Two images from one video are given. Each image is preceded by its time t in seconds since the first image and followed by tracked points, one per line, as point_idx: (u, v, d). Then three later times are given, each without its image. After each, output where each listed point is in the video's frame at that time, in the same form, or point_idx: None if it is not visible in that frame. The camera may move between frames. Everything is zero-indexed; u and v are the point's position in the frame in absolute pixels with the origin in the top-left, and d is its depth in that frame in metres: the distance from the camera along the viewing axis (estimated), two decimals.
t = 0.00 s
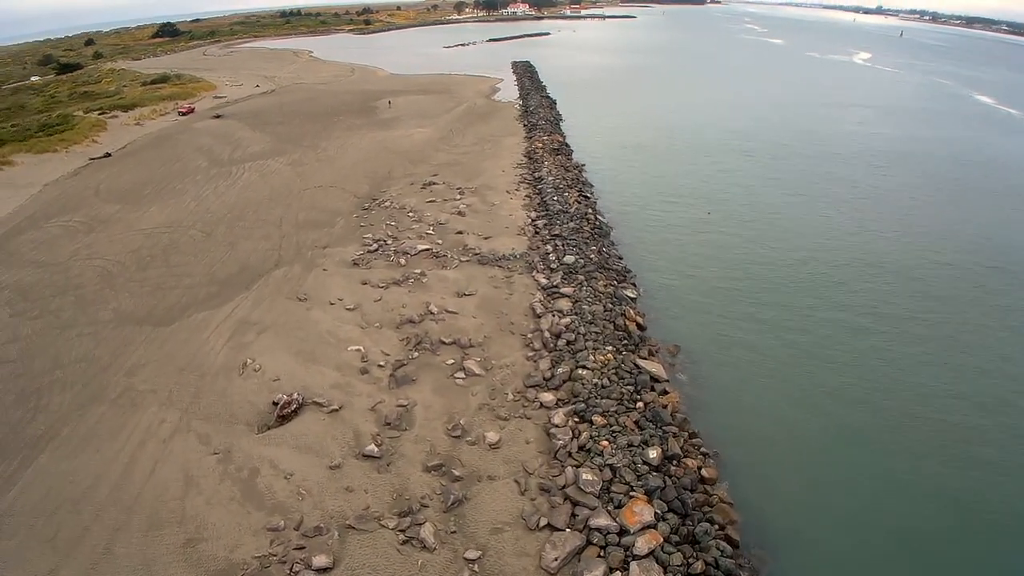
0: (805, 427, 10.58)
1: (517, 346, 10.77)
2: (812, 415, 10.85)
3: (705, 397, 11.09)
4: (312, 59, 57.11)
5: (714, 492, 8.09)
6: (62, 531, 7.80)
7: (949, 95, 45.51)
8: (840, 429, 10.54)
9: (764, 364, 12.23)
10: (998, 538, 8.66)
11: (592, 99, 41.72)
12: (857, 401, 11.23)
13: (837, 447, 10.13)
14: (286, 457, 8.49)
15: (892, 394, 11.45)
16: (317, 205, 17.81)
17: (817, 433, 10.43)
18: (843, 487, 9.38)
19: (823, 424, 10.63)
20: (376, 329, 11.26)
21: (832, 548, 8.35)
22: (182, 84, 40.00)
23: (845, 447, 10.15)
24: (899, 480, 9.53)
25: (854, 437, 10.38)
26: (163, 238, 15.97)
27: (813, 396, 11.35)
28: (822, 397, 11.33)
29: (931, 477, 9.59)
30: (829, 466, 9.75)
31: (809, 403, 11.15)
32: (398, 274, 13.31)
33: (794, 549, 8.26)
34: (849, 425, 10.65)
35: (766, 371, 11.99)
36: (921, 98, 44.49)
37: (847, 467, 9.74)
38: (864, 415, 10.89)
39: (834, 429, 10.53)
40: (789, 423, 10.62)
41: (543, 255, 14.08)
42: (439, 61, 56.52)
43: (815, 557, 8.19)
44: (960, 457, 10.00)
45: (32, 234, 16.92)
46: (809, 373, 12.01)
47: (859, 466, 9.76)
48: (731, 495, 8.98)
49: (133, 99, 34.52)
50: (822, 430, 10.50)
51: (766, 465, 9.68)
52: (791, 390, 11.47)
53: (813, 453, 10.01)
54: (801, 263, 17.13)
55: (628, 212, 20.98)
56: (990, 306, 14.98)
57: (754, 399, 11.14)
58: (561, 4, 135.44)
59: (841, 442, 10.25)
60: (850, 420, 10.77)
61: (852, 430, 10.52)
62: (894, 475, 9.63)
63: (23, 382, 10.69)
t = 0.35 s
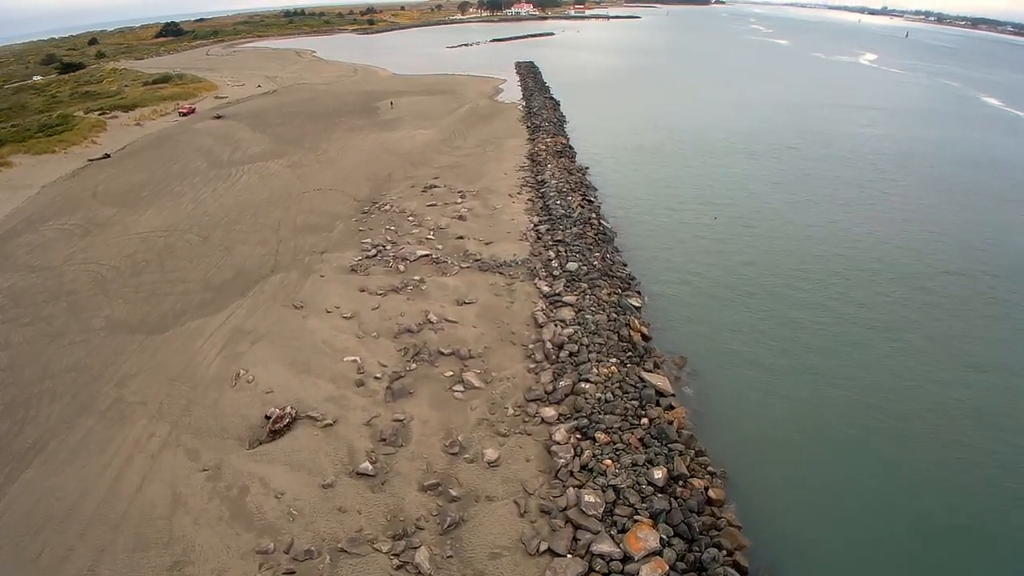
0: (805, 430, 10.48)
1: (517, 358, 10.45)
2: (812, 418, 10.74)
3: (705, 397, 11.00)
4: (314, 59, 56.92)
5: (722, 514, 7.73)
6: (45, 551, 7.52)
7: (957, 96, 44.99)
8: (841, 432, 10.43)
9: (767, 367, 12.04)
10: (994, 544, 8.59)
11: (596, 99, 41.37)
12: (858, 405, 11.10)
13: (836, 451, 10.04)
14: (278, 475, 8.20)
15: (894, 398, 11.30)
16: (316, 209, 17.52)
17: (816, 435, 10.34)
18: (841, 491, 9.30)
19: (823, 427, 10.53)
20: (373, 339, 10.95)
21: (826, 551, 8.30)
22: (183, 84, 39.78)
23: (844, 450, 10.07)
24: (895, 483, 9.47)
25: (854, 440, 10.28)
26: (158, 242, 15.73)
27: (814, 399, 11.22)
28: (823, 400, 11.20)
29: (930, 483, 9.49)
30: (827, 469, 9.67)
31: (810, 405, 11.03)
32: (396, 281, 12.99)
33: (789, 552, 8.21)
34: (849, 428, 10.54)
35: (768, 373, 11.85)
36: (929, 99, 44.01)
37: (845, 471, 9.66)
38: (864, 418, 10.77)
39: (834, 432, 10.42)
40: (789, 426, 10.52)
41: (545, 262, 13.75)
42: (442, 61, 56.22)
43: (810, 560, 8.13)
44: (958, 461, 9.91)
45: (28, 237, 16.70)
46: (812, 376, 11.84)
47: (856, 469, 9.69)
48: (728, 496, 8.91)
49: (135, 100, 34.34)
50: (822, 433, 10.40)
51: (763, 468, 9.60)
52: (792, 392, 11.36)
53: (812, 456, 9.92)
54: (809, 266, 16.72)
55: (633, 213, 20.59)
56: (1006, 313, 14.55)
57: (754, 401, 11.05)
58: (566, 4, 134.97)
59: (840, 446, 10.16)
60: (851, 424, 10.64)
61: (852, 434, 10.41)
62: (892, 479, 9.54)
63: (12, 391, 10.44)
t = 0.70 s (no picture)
0: (805, 431, 10.25)
1: (514, 369, 10.15)
2: (813, 419, 10.51)
3: (705, 397, 10.74)
4: (311, 60, 56.60)
5: (726, 536, 7.42)
6: None
7: (958, 96, 44.73)
8: (841, 433, 10.20)
9: (768, 368, 11.79)
10: (994, 544, 8.42)
11: (595, 100, 41.06)
12: (859, 406, 10.87)
13: (837, 452, 9.81)
14: (264, 495, 7.89)
15: (896, 400, 11.06)
16: (310, 214, 17.20)
17: (817, 437, 10.11)
18: (840, 492, 9.09)
19: (823, 429, 10.30)
20: (365, 350, 10.64)
21: (827, 556, 8.09)
22: (178, 86, 39.40)
23: (845, 451, 9.85)
24: (894, 484, 9.29)
25: (855, 441, 10.05)
26: (148, 247, 15.40)
27: (815, 400, 10.99)
28: (824, 401, 10.96)
29: (931, 484, 9.29)
30: (828, 471, 9.45)
31: (811, 407, 10.80)
32: (390, 289, 12.68)
33: (788, 557, 7.99)
34: (850, 429, 10.32)
35: (768, 374, 11.61)
36: (929, 99, 43.79)
37: (846, 473, 9.44)
38: (865, 419, 10.55)
39: (834, 433, 10.20)
40: (790, 427, 10.29)
41: (542, 268, 13.44)
42: (440, 62, 55.91)
43: (810, 565, 7.91)
44: (955, 460, 9.78)
45: (16, 242, 16.37)
46: (812, 377, 11.61)
47: (857, 471, 9.47)
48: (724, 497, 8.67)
49: (130, 101, 33.97)
50: (823, 435, 10.17)
51: (763, 469, 9.37)
52: (792, 393, 11.12)
53: (812, 457, 9.69)
54: (813, 268, 16.38)
55: (632, 215, 20.25)
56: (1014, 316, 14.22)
57: (754, 402, 10.83)
58: (565, 4, 134.64)
59: (841, 447, 9.93)
60: (851, 425, 10.41)
61: (854, 436, 10.18)
62: (893, 481, 9.33)
63: None
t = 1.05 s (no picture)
0: (815, 433, 10.10)
1: (522, 382, 9.82)
2: (823, 422, 10.35)
3: (713, 398, 10.66)
4: (323, 60, 56.57)
5: (744, 565, 7.07)
6: None
7: (980, 99, 43.80)
8: (851, 437, 10.06)
9: (780, 372, 11.60)
10: (995, 545, 8.35)
11: (608, 102, 40.63)
12: (872, 411, 10.66)
13: (846, 456, 9.65)
14: (263, 513, 7.63)
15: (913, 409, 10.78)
16: (317, 216, 16.97)
17: (826, 441, 9.96)
18: (846, 494, 8.96)
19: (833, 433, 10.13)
20: (370, 360, 10.36)
21: (828, 556, 8.01)
22: (189, 85, 39.44)
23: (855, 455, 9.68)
24: (895, 483, 9.20)
25: (865, 445, 9.89)
26: (155, 250, 15.25)
27: (827, 405, 10.80)
28: (837, 407, 10.76)
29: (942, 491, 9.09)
30: (835, 473, 9.31)
31: (822, 410, 10.64)
32: (397, 295, 12.39)
33: (789, 558, 7.91)
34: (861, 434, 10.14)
35: (780, 377, 11.43)
36: (950, 102, 42.88)
37: (854, 476, 9.29)
38: (876, 424, 10.38)
39: (844, 437, 10.04)
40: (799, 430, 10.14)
41: (553, 275, 13.11)
42: (452, 62, 55.67)
43: (809, 565, 7.83)
44: (955, 459, 9.70)
45: (24, 244, 16.31)
46: (824, 381, 11.42)
47: (866, 475, 9.32)
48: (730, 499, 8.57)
49: (141, 101, 33.99)
50: (833, 438, 10.02)
51: (770, 470, 9.26)
52: (804, 397, 10.96)
53: (820, 459, 9.57)
54: (831, 275, 15.90)
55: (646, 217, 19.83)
56: None
57: (762, 406, 10.64)
58: (578, 5, 133.87)
59: (850, 451, 9.77)
60: (863, 430, 10.22)
61: (865, 440, 10.01)
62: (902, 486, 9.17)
63: None
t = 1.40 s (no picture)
0: (820, 434, 10.03)
1: (530, 396, 9.47)
2: (829, 425, 10.27)
3: (726, 407, 10.39)
4: (336, 59, 56.57)
5: None
6: None
7: (1005, 102, 42.80)
8: (857, 440, 9.97)
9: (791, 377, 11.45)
10: (995, 545, 8.30)
11: (623, 103, 40.15)
12: (881, 417, 10.50)
13: (850, 458, 9.58)
14: (258, 532, 7.36)
15: (923, 416, 10.57)
16: (325, 219, 16.74)
17: (831, 441, 9.91)
18: (847, 494, 8.92)
19: (839, 434, 10.07)
20: (373, 370, 10.05)
21: (828, 555, 7.94)
22: (201, 84, 39.49)
23: (859, 457, 9.61)
24: (896, 484, 9.14)
25: (870, 448, 9.80)
26: (159, 254, 15.13)
27: (837, 410, 10.64)
28: (845, 410, 10.64)
29: (945, 495, 8.97)
30: (836, 473, 9.26)
31: (829, 413, 10.54)
32: (403, 302, 12.09)
33: (789, 556, 7.85)
34: (866, 436, 10.05)
35: (790, 382, 11.28)
36: (974, 106, 41.93)
37: (856, 476, 9.23)
38: (883, 427, 10.26)
39: (849, 439, 9.98)
40: (805, 431, 10.09)
41: (564, 283, 12.76)
42: (464, 62, 55.40)
43: (809, 564, 7.77)
44: (956, 460, 9.64)
45: (30, 246, 16.27)
46: (835, 386, 11.26)
47: (869, 477, 9.24)
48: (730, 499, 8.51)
49: (152, 100, 34.03)
50: (838, 440, 9.96)
51: (774, 471, 9.20)
52: (812, 400, 10.85)
53: (824, 460, 9.52)
54: (851, 280, 15.41)
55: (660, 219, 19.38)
56: None
57: (767, 410, 10.49)
58: (593, 6, 133.31)
59: (854, 452, 9.70)
60: (869, 432, 10.13)
61: (870, 442, 9.93)
62: (904, 488, 9.08)
63: None
